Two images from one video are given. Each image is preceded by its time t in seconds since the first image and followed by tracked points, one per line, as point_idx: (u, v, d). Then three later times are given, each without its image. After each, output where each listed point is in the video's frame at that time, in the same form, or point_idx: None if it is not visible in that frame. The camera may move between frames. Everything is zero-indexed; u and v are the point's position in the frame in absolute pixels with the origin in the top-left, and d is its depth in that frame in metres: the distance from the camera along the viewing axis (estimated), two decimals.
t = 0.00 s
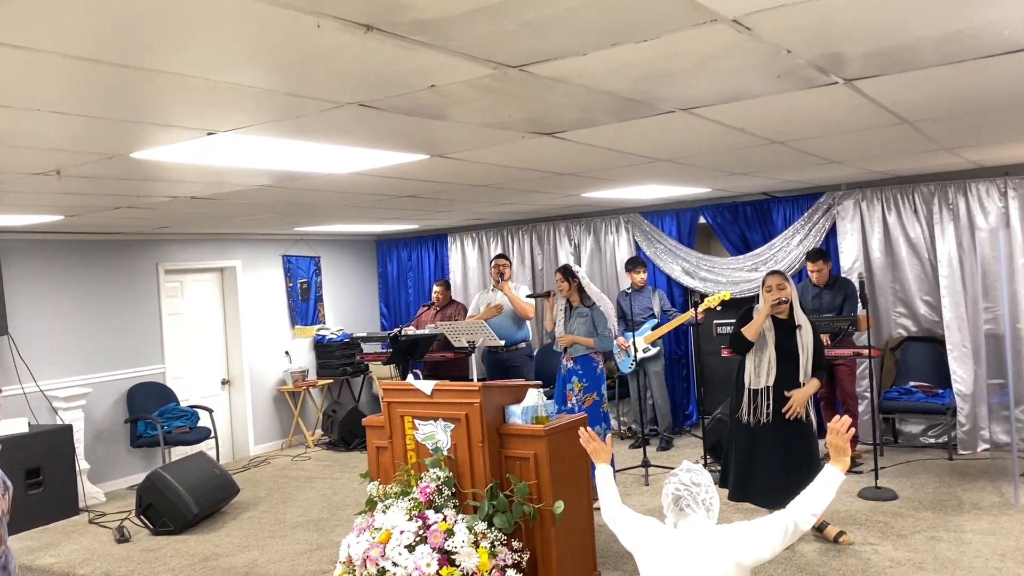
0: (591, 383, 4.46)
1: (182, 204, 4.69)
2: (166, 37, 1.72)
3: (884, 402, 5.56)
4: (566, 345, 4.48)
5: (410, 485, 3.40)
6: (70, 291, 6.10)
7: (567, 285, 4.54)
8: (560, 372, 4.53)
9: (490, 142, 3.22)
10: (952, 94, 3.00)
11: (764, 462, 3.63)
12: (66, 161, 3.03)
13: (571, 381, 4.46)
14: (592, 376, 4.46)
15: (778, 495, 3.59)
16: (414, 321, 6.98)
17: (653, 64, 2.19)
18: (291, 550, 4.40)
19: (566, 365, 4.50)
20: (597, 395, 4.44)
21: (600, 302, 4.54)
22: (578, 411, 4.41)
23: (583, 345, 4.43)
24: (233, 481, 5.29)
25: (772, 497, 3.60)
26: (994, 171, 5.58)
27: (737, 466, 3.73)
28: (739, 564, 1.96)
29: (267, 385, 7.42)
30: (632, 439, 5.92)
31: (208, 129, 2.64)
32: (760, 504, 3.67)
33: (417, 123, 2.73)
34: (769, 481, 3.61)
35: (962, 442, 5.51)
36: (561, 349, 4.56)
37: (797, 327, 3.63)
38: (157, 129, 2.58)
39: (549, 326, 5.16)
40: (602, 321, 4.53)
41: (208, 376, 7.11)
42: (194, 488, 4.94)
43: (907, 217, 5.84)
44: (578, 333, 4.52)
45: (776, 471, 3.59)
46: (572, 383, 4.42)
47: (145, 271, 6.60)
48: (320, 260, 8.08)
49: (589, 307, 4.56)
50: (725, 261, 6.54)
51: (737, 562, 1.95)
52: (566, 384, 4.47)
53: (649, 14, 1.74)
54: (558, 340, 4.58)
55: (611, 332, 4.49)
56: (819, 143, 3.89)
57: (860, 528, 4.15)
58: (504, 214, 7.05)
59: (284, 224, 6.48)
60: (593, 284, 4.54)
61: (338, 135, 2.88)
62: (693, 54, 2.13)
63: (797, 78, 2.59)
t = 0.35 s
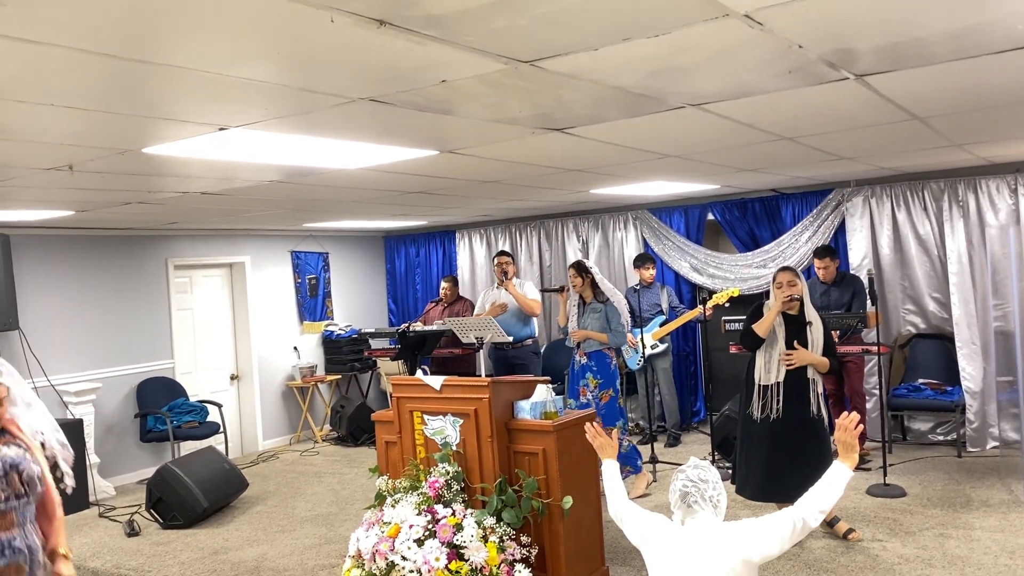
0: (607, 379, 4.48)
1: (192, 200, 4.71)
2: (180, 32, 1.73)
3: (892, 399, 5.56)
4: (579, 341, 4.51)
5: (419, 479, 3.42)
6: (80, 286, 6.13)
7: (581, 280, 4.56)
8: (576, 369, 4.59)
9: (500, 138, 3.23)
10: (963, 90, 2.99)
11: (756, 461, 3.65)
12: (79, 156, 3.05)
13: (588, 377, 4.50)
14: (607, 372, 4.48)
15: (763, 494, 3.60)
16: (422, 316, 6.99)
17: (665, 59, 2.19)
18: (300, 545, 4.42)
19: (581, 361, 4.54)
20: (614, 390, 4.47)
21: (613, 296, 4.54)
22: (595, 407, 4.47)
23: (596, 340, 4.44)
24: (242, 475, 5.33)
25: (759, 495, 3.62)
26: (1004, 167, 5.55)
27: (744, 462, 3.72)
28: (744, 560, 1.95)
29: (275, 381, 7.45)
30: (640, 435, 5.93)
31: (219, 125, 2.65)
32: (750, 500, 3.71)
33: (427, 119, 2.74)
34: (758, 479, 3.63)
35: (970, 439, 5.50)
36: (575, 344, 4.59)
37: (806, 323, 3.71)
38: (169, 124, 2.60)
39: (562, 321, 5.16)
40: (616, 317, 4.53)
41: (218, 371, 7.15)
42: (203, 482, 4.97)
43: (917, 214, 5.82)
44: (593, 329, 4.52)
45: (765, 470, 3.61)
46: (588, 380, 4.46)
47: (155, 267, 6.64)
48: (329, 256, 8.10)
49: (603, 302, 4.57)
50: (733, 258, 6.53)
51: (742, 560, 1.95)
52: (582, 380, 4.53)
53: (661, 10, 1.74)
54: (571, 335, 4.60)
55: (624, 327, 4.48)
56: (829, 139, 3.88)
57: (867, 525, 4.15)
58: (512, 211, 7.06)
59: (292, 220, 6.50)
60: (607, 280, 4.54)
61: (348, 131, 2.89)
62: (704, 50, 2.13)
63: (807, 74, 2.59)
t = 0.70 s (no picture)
0: (625, 378, 4.53)
1: (200, 199, 4.74)
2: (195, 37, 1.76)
3: (895, 400, 5.59)
4: (596, 340, 4.56)
5: (425, 477, 3.46)
6: (88, 284, 6.18)
7: (596, 278, 4.58)
8: (592, 366, 4.63)
9: (506, 139, 3.26)
10: (967, 93, 3.01)
11: (773, 458, 3.69)
12: (90, 156, 3.07)
13: (605, 376, 4.55)
14: (626, 371, 4.53)
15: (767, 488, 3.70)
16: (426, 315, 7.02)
17: (671, 63, 2.21)
18: (306, 542, 4.46)
19: (597, 359, 4.60)
20: (633, 389, 4.54)
21: (630, 296, 4.56)
22: (616, 404, 4.53)
23: (615, 339, 4.50)
24: (248, 473, 5.36)
25: (766, 490, 3.72)
26: (1008, 168, 5.56)
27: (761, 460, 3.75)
28: (744, 561, 1.98)
29: (280, 379, 7.49)
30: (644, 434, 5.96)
31: (229, 126, 2.68)
32: (760, 491, 3.82)
33: (435, 121, 2.76)
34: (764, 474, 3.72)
35: (972, 440, 5.51)
36: (592, 343, 4.64)
37: (822, 320, 3.72)
38: (179, 126, 2.63)
39: (577, 318, 5.22)
40: (633, 316, 4.57)
41: (223, 369, 7.19)
42: (210, 479, 5.01)
43: (921, 215, 5.83)
44: (610, 328, 4.58)
45: (774, 469, 3.67)
46: (606, 377, 4.52)
47: (161, 265, 6.67)
48: (334, 255, 8.14)
49: (619, 301, 4.59)
50: (737, 258, 6.55)
51: (740, 557, 1.97)
52: (600, 377, 4.58)
53: (668, 16, 1.77)
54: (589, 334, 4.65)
55: (641, 325, 4.52)
56: (833, 140, 3.90)
57: (870, 525, 4.17)
58: (516, 210, 7.08)
59: (298, 219, 6.53)
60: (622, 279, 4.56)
61: (356, 133, 2.92)
62: (710, 54, 2.16)
63: (812, 77, 2.61)
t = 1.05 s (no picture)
0: (641, 378, 4.63)
1: (203, 200, 4.77)
2: (204, 44, 1.79)
3: (893, 403, 5.61)
4: (614, 341, 4.62)
5: (425, 477, 3.50)
6: (91, 284, 6.21)
7: (611, 280, 4.63)
8: (606, 368, 4.69)
9: (508, 143, 3.29)
10: (963, 99, 3.04)
11: (798, 460, 3.77)
12: (96, 159, 3.11)
13: (622, 377, 4.62)
14: (642, 371, 4.62)
15: (793, 489, 3.79)
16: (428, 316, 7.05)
17: (669, 70, 2.25)
18: (307, 541, 4.49)
19: (613, 360, 4.65)
20: (648, 390, 4.63)
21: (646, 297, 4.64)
22: (630, 406, 4.61)
23: (631, 341, 4.56)
24: (250, 473, 5.40)
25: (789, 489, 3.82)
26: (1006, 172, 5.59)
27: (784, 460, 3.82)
28: (735, 560, 1.99)
29: (282, 379, 7.53)
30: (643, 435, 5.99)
31: (234, 130, 2.72)
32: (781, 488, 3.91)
33: (437, 125, 2.80)
34: (790, 476, 3.80)
35: (970, 442, 5.53)
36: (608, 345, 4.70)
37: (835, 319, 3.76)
38: (185, 129, 2.66)
39: (594, 321, 5.27)
40: (648, 317, 4.64)
41: (225, 369, 7.23)
42: (212, 479, 5.05)
43: (920, 218, 5.86)
44: (625, 330, 4.64)
45: (799, 470, 3.76)
46: (623, 380, 4.59)
47: (163, 265, 6.71)
48: (336, 256, 8.18)
49: (634, 302, 4.66)
50: (736, 260, 6.59)
51: (732, 556, 1.99)
52: (615, 379, 4.64)
53: (666, 25, 1.81)
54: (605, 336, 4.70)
55: (657, 326, 4.61)
56: (831, 145, 3.93)
57: (867, 526, 4.20)
58: (517, 212, 7.12)
59: (299, 220, 6.57)
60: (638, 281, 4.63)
61: (359, 136, 2.95)
62: (709, 61, 2.19)
63: (808, 84, 2.64)
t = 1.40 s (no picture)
0: (649, 379, 4.69)
1: (204, 200, 4.81)
2: (209, 50, 1.84)
3: (888, 403, 5.66)
4: (623, 342, 4.67)
5: (424, 475, 3.54)
6: (91, 283, 6.25)
7: (620, 281, 4.70)
8: (615, 368, 4.74)
9: (507, 145, 3.33)
10: (954, 104, 3.09)
11: (807, 457, 3.83)
12: (100, 160, 3.15)
13: (630, 378, 4.68)
14: (649, 372, 4.69)
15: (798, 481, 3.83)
16: (426, 317, 7.10)
17: (666, 76, 2.30)
18: (307, 538, 4.53)
19: (622, 361, 4.71)
20: (657, 390, 4.69)
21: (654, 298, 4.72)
22: (640, 406, 4.68)
23: (639, 342, 4.62)
24: (249, 471, 5.44)
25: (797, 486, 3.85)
26: (1000, 175, 5.65)
27: (790, 458, 3.87)
28: (727, 558, 2.03)
29: (281, 379, 7.56)
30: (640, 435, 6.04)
31: (237, 132, 2.76)
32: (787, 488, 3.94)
33: (437, 128, 2.84)
34: (794, 468, 3.86)
35: (964, 442, 5.58)
36: (617, 345, 4.76)
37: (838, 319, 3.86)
38: (189, 131, 2.70)
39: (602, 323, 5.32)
40: (657, 318, 4.71)
41: (224, 368, 7.26)
42: (212, 477, 5.09)
43: (914, 220, 5.91)
44: (634, 331, 4.69)
45: (808, 466, 3.82)
46: (630, 380, 4.65)
47: (164, 264, 6.75)
48: (335, 256, 8.22)
49: (643, 303, 4.74)
50: (733, 261, 6.64)
51: (724, 554, 2.03)
52: (623, 379, 4.70)
53: (663, 34, 1.86)
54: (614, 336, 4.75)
55: (666, 328, 4.67)
56: (826, 148, 3.98)
57: (860, 525, 4.25)
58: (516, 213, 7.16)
59: (299, 221, 6.60)
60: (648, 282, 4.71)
61: (361, 139, 3.00)
62: (704, 68, 2.24)
63: (802, 89, 2.69)
